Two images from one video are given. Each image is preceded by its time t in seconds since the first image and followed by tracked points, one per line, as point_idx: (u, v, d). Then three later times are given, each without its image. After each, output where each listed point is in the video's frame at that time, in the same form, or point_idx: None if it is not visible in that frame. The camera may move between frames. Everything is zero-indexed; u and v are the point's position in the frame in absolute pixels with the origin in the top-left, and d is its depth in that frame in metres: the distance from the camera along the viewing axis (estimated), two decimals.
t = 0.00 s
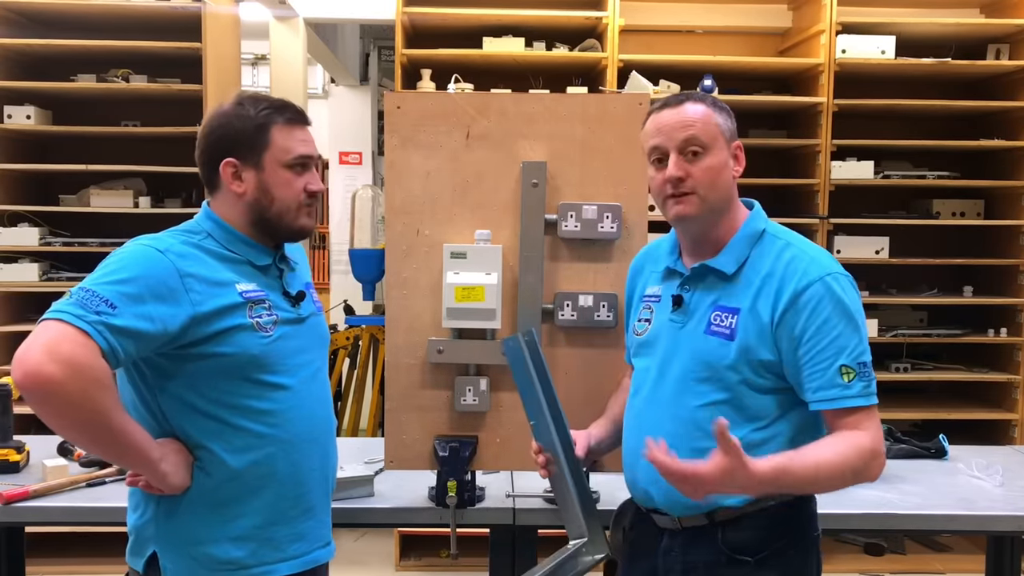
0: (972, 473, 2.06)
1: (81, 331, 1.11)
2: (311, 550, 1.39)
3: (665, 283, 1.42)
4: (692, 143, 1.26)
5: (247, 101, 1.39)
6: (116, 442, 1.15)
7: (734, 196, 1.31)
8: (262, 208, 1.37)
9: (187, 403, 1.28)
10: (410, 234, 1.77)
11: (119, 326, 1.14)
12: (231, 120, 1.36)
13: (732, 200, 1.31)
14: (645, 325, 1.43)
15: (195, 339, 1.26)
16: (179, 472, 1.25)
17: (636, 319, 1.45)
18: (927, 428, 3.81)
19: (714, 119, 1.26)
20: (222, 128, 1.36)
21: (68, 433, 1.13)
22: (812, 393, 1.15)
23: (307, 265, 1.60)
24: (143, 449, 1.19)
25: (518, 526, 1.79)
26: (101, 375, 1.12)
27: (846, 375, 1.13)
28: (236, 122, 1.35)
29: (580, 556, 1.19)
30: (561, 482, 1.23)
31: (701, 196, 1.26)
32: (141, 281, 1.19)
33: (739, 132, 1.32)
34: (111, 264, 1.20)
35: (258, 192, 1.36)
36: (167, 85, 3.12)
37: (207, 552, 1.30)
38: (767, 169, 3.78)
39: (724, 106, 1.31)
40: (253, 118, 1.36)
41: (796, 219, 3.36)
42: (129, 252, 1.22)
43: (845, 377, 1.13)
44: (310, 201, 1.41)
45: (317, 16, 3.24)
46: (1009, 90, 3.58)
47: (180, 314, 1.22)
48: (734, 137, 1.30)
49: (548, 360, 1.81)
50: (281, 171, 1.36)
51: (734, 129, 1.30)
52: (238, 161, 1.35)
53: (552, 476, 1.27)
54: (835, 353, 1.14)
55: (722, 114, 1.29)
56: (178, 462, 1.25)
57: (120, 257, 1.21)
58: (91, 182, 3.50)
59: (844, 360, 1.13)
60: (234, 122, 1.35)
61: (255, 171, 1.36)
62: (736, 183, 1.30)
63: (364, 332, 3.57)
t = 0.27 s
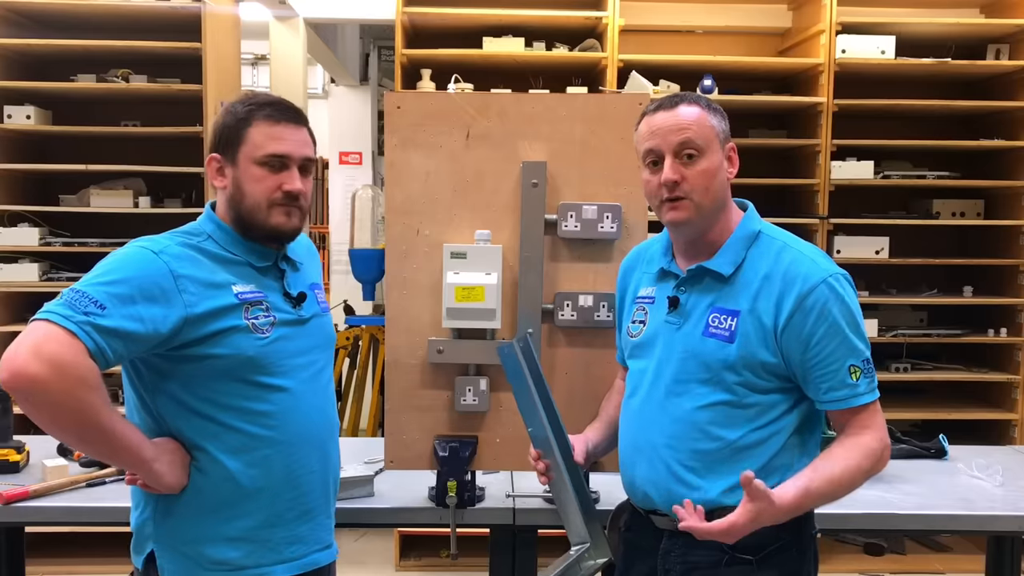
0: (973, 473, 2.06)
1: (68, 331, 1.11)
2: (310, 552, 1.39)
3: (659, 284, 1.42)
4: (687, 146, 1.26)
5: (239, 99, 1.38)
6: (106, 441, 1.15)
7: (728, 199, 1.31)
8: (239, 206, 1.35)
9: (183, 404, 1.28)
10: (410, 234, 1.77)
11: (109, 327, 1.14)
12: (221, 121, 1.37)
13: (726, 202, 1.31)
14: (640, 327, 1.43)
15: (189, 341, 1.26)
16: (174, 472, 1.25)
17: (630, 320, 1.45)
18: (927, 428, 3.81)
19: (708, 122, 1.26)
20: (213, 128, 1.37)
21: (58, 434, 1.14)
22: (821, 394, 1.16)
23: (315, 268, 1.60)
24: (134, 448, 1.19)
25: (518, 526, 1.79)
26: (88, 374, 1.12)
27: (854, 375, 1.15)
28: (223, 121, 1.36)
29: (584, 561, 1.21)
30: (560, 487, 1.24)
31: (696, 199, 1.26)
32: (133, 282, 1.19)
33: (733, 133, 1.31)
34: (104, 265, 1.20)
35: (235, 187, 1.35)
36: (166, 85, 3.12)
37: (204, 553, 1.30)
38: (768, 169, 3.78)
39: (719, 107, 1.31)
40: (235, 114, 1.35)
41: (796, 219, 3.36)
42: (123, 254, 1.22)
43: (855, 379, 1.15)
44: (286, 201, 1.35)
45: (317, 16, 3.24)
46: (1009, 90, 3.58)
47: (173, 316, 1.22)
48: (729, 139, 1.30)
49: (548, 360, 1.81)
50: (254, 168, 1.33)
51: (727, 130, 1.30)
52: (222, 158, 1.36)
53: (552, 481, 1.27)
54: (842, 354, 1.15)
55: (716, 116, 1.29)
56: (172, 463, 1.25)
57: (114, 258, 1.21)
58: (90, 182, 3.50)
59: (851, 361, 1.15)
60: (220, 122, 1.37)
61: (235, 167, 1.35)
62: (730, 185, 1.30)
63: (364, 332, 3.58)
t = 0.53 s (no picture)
0: (972, 473, 2.06)
1: (58, 329, 1.11)
2: (303, 555, 1.39)
3: (660, 284, 1.42)
4: (685, 148, 1.26)
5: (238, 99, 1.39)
6: (97, 440, 1.15)
7: (727, 199, 1.31)
8: (230, 204, 1.35)
9: (178, 404, 1.28)
10: (410, 234, 1.77)
11: (101, 326, 1.14)
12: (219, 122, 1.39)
13: (725, 202, 1.31)
14: (640, 327, 1.43)
15: (185, 341, 1.26)
16: (167, 471, 1.25)
17: (631, 320, 1.46)
18: (927, 428, 3.81)
19: (706, 123, 1.26)
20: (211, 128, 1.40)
21: (50, 432, 1.14)
22: (817, 395, 1.16)
23: (318, 270, 1.60)
24: (125, 447, 1.19)
25: (518, 526, 1.79)
26: (78, 373, 1.12)
27: (849, 376, 1.14)
28: (219, 122, 1.38)
29: (581, 560, 1.22)
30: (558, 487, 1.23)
31: (692, 201, 1.26)
32: (128, 282, 1.18)
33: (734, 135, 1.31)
34: (100, 264, 1.20)
35: (228, 186, 1.36)
36: (166, 85, 3.12)
37: (196, 553, 1.30)
38: (767, 169, 3.78)
39: (720, 108, 1.30)
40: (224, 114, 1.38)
41: (796, 220, 3.36)
42: (120, 253, 1.22)
43: (849, 380, 1.14)
44: (276, 198, 1.35)
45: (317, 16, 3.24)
46: (1009, 90, 3.58)
47: (167, 316, 1.22)
48: (729, 140, 1.29)
49: (548, 360, 1.81)
50: (244, 166, 1.34)
51: (724, 131, 1.29)
52: (218, 158, 1.38)
53: (552, 480, 1.24)
54: (837, 355, 1.14)
55: (715, 118, 1.29)
56: (165, 462, 1.25)
57: (110, 257, 1.21)
58: (90, 182, 3.49)
59: (847, 362, 1.14)
60: (218, 122, 1.39)
61: (228, 167, 1.36)
62: (729, 186, 1.30)
63: (364, 332, 3.58)
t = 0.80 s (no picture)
0: (973, 473, 2.06)
1: (56, 329, 1.11)
2: (301, 556, 1.38)
3: (663, 284, 1.43)
4: (662, 151, 1.28)
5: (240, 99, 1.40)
6: (96, 439, 1.15)
7: (715, 206, 1.30)
8: (228, 204, 1.36)
9: (178, 404, 1.28)
10: (410, 234, 1.77)
11: (100, 326, 1.14)
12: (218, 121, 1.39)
13: (711, 208, 1.30)
14: (642, 326, 1.44)
15: (184, 341, 1.26)
16: (165, 471, 1.25)
17: (635, 318, 1.47)
18: (927, 428, 3.81)
19: (687, 129, 1.26)
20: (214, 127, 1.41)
21: (48, 431, 1.14)
22: (804, 401, 1.15)
23: (319, 270, 1.60)
24: (123, 446, 1.19)
25: (518, 526, 1.79)
26: (76, 373, 1.12)
27: (838, 383, 1.13)
28: (219, 122, 1.38)
29: (591, 557, 1.21)
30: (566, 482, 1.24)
31: (658, 204, 1.30)
32: (127, 281, 1.18)
33: (729, 141, 1.28)
34: (99, 263, 1.21)
35: (226, 187, 1.36)
36: (166, 85, 3.12)
37: (194, 553, 1.30)
38: (767, 169, 3.78)
39: (717, 115, 1.28)
40: (225, 114, 1.38)
41: (796, 220, 3.36)
42: (119, 252, 1.22)
43: (836, 387, 1.12)
44: (276, 196, 1.35)
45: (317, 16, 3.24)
46: (1009, 90, 3.58)
47: (166, 316, 1.22)
48: (720, 148, 1.27)
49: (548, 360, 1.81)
50: (242, 165, 1.35)
51: (714, 138, 1.27)
52: (217, 158, 1.38)
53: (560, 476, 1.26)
54: (826, 361, 1.13)
55: (706, 124, 1.27)
56: (164, 462, 1.25)
57: (110, 257, 1.21)
58: (90, 182, 3.49)
59: (836, 368, 1.13)
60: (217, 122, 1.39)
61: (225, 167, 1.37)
62: (713, 194, 1.29)
63: (364, 332, 3.58)
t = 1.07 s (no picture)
0: (973, 473, 2.06)
1: (58, 330, 1.11)
2: (303, 555, 1.38)
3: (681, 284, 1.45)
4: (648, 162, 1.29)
5: (243, 99, 1.37)
6: (97, 440, 1.16)
7: (711, 209, 1.29)
8: (249, 208, 1.34)
9: (178, 404, 1.28)
10: (410, 233, 1.77)
11: (101, 327, 1.14)
12: (224, 121, 1.35)
13: (707, 212, 1.29)
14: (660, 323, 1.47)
15: (185, 341, 1.26)
16: (167, 471, 1.25)
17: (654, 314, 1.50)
18: (927, 428, 3.81)
19: (666, 140, 1.25)
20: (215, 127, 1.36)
21: (50, 432, 1.14)
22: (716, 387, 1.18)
23: (317, 270, 1.60)
24: (125, 446, 1.19)
25: (518, 526, 1.79)
26: (78, 374, 1.12)
27: (743, 374, 1.14)
28: (226, 122, 1.34)
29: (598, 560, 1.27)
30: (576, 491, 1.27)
31: (655, 212, 1.32)
32: (127, 282, 1.18)
33: (714, 145, 1.24)
34: (99, 264, 1.21)
35: (245, 190, 1.34)
36: (167, 85, 3.12)
37: (195, 553, 1.30)
38: (767, 169, 3.78)
39: (699, 120, 1.24)
40: (240, 117, 1.34)
41: (796, 220, 3.36)
42: (119, 253, 1.22)
43: (743, 377, 1.14)
44: (299, 201, 1.36)
45: (317, 16, 3.24)
46: (1009, 90, 3.57)
47: (167, 316, 1.22)
48: (703, 154, 1.24)
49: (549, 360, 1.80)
50: (265, 171, 1.33)
51: (695, 145, 1.24)
52: (226, 161, 1.35)
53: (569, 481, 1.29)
54: (748, 354, 1.15)
55: (685, 131, 1.25)
56: (166, 461, 1.25)
57: (110, 258, 1.21)
58: (90, 182, 3.49)
59: (748, 361, 1.14)
60: (223, 121, 1.35)
61: (241, 170, 1.34)
62: (705, 199, 1.27)
63: (364, 332, 3.59)
